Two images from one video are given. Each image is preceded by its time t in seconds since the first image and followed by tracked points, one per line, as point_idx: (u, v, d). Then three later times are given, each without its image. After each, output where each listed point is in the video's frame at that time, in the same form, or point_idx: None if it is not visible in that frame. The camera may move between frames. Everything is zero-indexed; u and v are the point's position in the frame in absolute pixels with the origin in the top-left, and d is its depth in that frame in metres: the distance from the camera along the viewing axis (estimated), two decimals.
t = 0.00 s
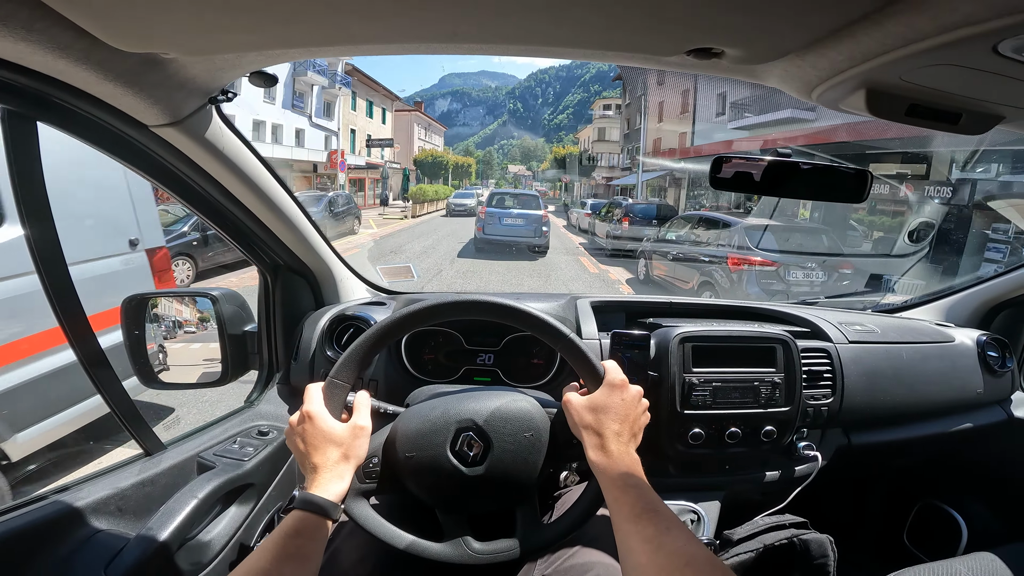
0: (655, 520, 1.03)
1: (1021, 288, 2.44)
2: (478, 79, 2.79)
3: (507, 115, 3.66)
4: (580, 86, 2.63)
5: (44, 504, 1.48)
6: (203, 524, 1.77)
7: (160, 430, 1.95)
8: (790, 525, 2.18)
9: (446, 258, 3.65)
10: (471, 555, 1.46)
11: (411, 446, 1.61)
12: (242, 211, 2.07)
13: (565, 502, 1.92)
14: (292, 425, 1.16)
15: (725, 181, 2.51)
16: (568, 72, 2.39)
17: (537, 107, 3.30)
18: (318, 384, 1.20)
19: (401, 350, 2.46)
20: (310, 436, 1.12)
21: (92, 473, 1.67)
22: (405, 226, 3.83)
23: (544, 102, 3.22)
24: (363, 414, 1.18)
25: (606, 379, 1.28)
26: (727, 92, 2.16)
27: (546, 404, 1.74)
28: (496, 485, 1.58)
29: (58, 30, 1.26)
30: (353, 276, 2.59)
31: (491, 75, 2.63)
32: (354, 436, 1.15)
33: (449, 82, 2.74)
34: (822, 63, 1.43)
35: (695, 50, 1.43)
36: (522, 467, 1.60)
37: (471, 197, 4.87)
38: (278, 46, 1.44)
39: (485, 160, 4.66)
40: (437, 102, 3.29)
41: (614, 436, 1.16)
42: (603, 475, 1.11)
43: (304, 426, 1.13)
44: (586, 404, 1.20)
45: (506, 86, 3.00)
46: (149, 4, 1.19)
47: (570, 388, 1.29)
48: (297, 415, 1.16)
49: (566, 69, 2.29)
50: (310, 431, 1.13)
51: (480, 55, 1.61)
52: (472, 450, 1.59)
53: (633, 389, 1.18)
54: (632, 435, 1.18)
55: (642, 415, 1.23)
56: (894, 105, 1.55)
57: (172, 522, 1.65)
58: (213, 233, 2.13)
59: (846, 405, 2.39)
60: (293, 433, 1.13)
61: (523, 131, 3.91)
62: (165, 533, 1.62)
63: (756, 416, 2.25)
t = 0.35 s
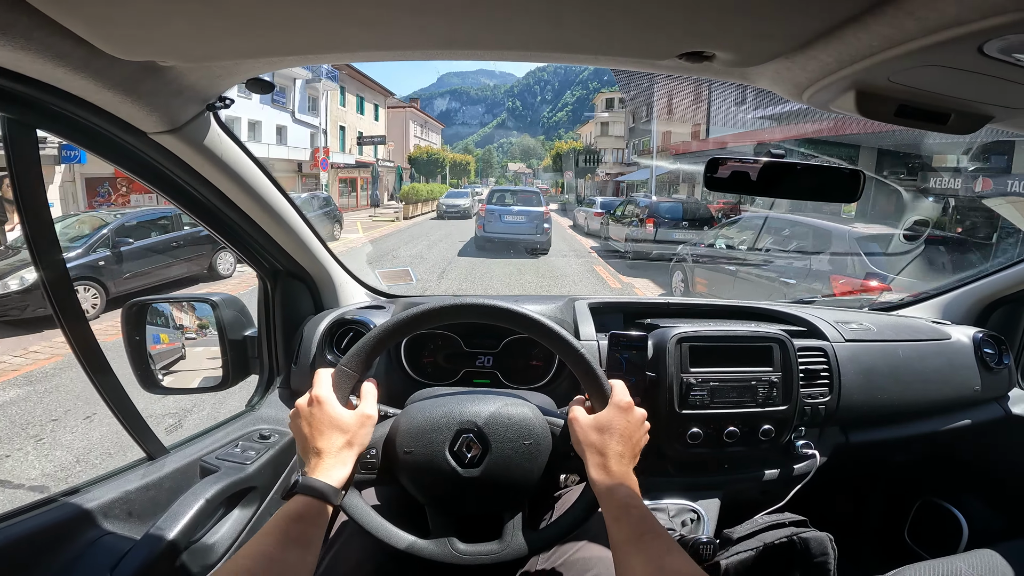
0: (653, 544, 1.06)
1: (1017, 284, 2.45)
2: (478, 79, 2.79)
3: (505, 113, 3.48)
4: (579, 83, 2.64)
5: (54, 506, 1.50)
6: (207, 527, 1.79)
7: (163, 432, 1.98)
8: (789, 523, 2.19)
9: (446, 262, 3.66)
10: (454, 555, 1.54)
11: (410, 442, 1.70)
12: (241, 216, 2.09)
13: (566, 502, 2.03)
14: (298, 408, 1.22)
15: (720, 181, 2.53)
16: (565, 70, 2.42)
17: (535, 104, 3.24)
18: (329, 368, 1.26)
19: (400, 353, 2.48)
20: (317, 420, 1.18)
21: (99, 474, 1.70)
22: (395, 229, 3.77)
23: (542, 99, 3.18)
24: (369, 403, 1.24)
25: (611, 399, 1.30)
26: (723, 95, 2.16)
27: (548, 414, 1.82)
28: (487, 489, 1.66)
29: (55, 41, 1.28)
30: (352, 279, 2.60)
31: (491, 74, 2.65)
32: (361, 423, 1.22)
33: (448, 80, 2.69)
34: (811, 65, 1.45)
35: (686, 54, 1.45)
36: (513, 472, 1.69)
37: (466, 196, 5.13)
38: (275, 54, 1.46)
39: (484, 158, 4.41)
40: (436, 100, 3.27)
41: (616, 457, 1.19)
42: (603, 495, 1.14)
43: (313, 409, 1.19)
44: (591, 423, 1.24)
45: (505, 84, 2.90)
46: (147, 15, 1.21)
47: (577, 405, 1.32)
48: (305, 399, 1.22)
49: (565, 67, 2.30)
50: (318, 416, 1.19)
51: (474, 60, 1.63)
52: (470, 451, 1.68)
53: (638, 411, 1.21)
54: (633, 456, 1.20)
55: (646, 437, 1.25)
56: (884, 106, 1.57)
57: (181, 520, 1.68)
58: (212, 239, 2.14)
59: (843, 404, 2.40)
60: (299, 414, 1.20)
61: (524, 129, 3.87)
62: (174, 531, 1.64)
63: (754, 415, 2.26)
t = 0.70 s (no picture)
0: (642, 555, 1.05)
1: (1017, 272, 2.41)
2: (473, 77, 2.77)
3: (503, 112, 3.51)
4: (576, 80, 2.59)
5: (40, 507, 1.50)
6: (197, 527, 1.78)
7: (154, 432, 1.97)
8: (789, 518, 2.16)
9: (443, 260, 3.65)
10: (434, 552, 1.54)
11: (398, 435, 1.69)
12: (224, 214, 2.07)
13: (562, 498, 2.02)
14: (286, 394, 1.21)
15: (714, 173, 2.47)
16: (562, 67, 2.38)
17: (532, 103, 3.21)
18: (321, 354, 1.26)
19: (393, 349, 2.46)
20: (306, 406, 1.19)
21: (87, 476, 1.69)
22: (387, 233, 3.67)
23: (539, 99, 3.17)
24: (362, 394, 1.26)
25: (606, 405, 1.30)
26: (715, 82, 2.12)
27: (539, 412, 1.79)
28: (473, 487, 1.65)
29: (25, 37, 1.27)
30: (344, 277, 2.58)
31: (486, 72, 2.62)
32: (352, 414, 1.22)
33: (444, 78, 2.68)
34: (797, 48, 1.42)
35: (670, 38, 1.43)
36: (501, 469, 1.67)
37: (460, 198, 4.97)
38: (252, 48, 1.45)
39: (481, 158, 4.32)
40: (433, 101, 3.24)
41: (606, 465, 1.17)
42: (592, 505, 1.12)
43: (302, 397, 1.19)
44: (583, 429, 1.23)
45: (501, 81, 2.88)
46: (117, 9, 1.20)
47: (570, 409, 1.31)
48: (296, 384, 1.22)
49: (560, 63, 2.27)
50: (307, 402, 1.19)
51: (457, 50, 1.61)
52: (458, 447, 1.67)
53: (632, 420, 1.20)
54: (624, 465, 1.19)
55: (638, 446, 1.25)
56: (872, 90, 1.54)
57: (168, 520, 1.66)
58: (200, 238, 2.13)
59: (842, 395, 2.37)
60: (288, 400, 1.19)
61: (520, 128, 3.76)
62: (161, 532, 1.62)
63: (751, 408, 2.23)
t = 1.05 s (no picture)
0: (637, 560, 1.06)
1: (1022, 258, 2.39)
2: (472, 75, 2.76)
3: (502, 109, 3.81)
4: (574, 76, 2.56)
5: (37, 505, 1.50)
6: (199, 521, 1.79)
7: (154, 428, 1.99)
8: (793, 509, 2.16)
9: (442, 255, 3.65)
10: (425, 543, 1.56)
11: (396, 423, 1.70)
12: (223, 210, 2.09)
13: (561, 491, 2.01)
14: (290, 373, 1.23)
15: (714, 163, 2.46)
16: (560, 64, 2.36)
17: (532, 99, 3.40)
18: (325, 337, 1.28)
19: (392, 342, 2.46)
20: (308, 387, 1.20)
21: (87, 473, 1.71)
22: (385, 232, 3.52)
23: (539, 94, 3.17)
24: (365, 377, 1.26)
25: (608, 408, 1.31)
26: (714, 69, 2.09)
27: (539, 411, 1.79)
28: (467, 479, 1.66)
29: (13, 34, 1.28)
30: (344, 271, 2.60)
31: (484, 70, 2.63)
32: (354, 398, 1.22)
33: (443, 78, 2.70)
34: (789, 33, 1.41)
35: (660, 24, 1.42)
36: (497, 462, 1.67)
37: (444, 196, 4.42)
38: (243, 42, 1.45)
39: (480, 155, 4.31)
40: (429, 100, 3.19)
41: (605, 468, 1.17)
42: (589, 506, 1.13)
43: (305, 376, 1.21)
44: (583, 431, 1.23)
45: (500, 80, 2.93)
46: (107, 6, 1.21)
47: (570, 409, 1.30)
48: (299, 364, 1.24)
49: (558, 59, 2.24)
50: (309, 383, 1.21)
51: (450, 39, 1.60)
52: (455, 439, 1.67)
53: (633, 425, 1.21)
54: (622, 468, 1.20)
55: (635, 450, 1.26)
56: (867, 75, 1.53)
57: (165, 521, 1.64)
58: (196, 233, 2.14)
59: (844, 384, 2.36)
60: (291, 379, 1.22)
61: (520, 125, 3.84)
62: (157, 534, 1.60)
63: (752, 398, 2.22)
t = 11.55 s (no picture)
0: (657, 565, 1.06)
1: None
2: (490, 86, 2.73)
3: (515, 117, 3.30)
4: (597, 91, 2.45)
5: (44, 496, 1.48)
6: (213, 515, 1.82)
7: (179, 418, 1.99)
8: (796, 532, 2.16)
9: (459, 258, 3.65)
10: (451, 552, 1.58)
11: (421, 433, 1.70)
12: (264, 203, 2.15)
13: (573, 504, 2.01)
14: (316, 387, 1.24)
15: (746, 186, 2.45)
16: (584, 75, 2.26)
17: (550, 114, 3.16)
18: (349, 352, 1.28)
19: (415, 346, 2.47)
20: (331, 401, 1.21)
21: (111, 460, 1.71)
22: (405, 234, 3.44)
23: (557, 105, 2.94)
24: (386, 391, 1.28)
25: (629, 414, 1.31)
26: (761, 101, 2.09)
27: (566, 422, 1.80)
28: (492, 489, 1.67)
29: (85, 22, 1.29)
30: (370, 272, 2.66)
31: (503, 82, 2.60)
32: (380, 412, 1.25)
33: (462, 87, 2.68)
34: (852, 68, 1.41)
35: (721, 54, 1.42)
36: (521, 473, 1.68)
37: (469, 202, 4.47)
38: (306, 43, 1.46)
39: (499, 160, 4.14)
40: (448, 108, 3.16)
41: (628, 473, 1.18)
42: (611, 511, 1.14)
43: (331, 391, 1.21)
44: (606, 437, 1.24)
45: (517, 92, 2.82)
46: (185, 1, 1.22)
47: (593, 418, 1.31)
48: (323, 379, 1.24)
49: (586, 72, 2.16)
50: (335, 398, 1.21)
51: (502, 55, 1.61)
52: (480, 448, 1.68)
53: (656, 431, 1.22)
54: (645, 474, 1.21)
55: (659, 456, 1.26)
56: (925, 112, 1.52)
57: (173, 522, 1.65)
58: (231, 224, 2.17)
59: (863, 414, 2.36)
60: (316, 395, 1.22)
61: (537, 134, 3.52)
62: (164, 535, 1.61)
63: (769, 424, 2.23)
